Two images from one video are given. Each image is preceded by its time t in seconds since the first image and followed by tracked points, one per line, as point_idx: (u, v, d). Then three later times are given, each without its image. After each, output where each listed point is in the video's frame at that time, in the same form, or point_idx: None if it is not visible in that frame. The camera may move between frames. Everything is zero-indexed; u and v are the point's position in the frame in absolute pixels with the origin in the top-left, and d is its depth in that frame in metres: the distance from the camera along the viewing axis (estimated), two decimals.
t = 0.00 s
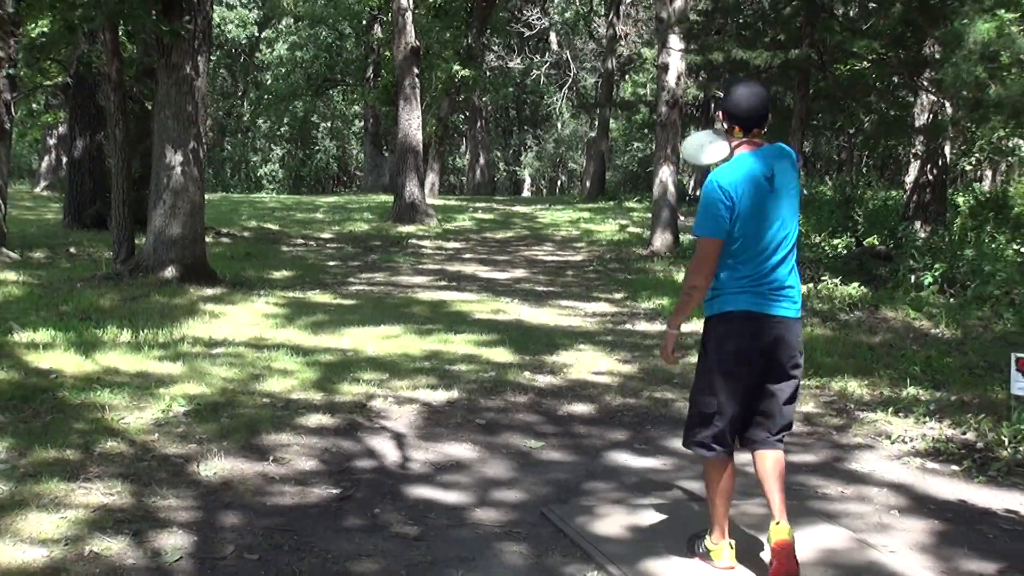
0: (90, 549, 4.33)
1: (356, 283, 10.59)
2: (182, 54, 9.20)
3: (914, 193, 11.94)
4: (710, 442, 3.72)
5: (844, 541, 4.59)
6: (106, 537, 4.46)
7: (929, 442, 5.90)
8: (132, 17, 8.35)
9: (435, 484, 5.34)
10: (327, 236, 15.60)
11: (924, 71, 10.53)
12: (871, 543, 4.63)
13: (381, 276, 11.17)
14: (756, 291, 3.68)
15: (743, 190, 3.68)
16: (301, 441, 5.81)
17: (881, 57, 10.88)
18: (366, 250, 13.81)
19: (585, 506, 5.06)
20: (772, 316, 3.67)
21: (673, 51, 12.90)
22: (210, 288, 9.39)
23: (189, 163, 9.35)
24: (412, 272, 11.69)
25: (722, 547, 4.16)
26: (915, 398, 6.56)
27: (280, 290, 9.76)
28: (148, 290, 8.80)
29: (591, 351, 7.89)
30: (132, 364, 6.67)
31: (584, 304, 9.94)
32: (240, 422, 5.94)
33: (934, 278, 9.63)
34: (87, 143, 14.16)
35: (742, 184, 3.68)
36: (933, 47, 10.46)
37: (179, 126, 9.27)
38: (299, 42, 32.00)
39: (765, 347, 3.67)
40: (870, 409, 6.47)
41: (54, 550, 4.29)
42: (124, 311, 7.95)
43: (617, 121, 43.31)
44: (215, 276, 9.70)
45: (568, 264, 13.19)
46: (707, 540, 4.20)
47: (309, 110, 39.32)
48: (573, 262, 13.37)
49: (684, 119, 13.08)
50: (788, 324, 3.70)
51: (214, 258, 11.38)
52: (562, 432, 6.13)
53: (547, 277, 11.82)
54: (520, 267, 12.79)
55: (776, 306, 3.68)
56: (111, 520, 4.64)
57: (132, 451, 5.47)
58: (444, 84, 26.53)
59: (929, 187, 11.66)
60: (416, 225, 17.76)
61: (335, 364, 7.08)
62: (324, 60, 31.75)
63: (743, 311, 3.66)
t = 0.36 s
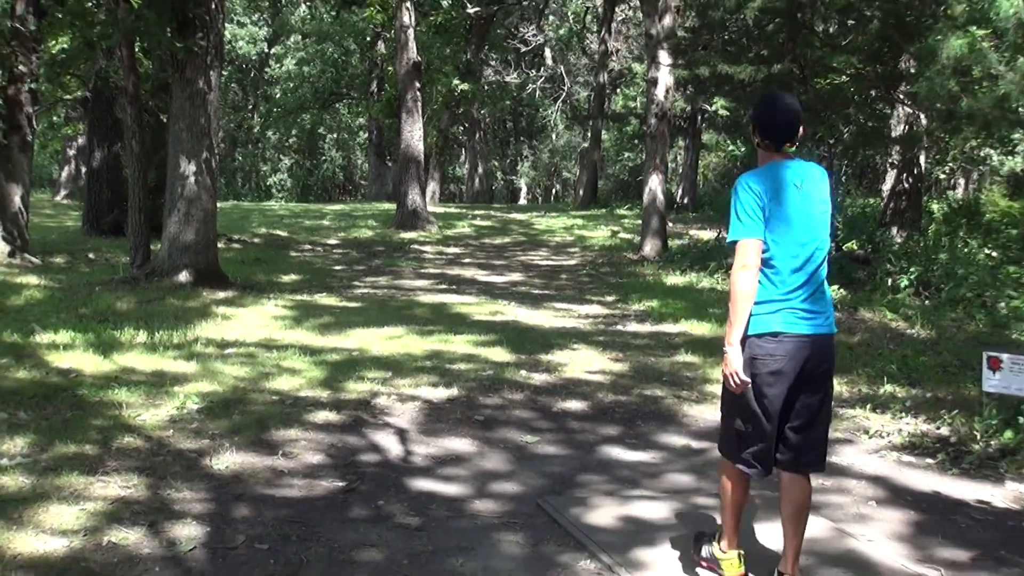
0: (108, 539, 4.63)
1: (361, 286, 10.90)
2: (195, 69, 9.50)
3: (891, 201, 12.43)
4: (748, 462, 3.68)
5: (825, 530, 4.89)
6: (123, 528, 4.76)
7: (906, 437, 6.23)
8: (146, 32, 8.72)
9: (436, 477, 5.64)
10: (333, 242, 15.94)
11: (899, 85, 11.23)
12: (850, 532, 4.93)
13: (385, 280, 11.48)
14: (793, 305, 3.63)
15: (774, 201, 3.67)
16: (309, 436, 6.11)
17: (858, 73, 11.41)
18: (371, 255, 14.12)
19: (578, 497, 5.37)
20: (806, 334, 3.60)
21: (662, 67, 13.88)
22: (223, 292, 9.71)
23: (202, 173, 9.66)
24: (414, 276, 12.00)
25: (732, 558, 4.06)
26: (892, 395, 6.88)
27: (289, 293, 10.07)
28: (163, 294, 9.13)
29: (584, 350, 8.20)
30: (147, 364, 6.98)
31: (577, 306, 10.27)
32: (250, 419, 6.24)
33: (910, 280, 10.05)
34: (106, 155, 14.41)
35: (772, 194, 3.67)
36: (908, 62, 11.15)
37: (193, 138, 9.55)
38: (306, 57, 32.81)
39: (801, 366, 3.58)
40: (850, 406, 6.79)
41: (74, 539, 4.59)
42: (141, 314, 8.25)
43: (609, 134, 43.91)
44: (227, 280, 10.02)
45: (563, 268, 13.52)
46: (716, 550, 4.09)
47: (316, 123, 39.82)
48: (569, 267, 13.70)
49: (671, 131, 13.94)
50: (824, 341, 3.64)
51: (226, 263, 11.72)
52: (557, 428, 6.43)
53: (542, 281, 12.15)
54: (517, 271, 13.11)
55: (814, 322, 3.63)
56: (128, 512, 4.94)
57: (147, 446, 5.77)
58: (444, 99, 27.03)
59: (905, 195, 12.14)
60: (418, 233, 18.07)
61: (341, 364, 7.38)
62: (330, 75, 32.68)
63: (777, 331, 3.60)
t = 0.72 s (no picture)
0: (122, 527, 4.89)
1: (363, 286, 11.23)
2: (204, 79, 9.84)
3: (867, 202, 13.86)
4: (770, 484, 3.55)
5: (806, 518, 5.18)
6: (137, 517, 5.03)
7: (883, 429, 6.56)
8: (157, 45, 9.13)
9: (435, 468, 5.94)
10: (337, 244, 16.34)
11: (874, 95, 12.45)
12: (831, 519, 5.22)
13: (386, 280, 11.79)
14: (791, 318, 3.63)
15: (773, 208, 3.70)
16: (314, 429, 6.41)
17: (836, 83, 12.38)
18: (373, 256, 14.49)
19: (571, 487, 5.67)
20: (809, 343, 3.60)
21: (650, 77, 14.12)
22: (232, 292, 10.06)
23: (212, 179, 9.94)
24: (414, 276, 12.34)
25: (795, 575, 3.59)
26: (870, 389, 7.23)
27: (294, 293, 10.39)
28: (174, 294, 9.43)
29: (577, 347, 8.53)
30: (159, 360, 7.28)
31: (569, 304, 10.61)
32: (258, 413, 6.54)
33: (888, 279, 10.49)
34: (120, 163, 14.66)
35: (771, 200, 3.71)
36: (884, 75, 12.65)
37: (202, 146, 9.86)
38: (311, 68, 33.25)
39: (814, 377, 3.58)
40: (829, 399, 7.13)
41: (89, 528, 4.85)
42: (153, 313, 8.56)
43: (599, 140, 44.65)
44: (235, 280, 10.37)
45: (556, 269, 13.89)
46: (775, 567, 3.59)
47: (323, 132, 40.29)
48: (562, 267, 14.07)
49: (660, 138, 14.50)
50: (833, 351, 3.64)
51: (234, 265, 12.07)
52: (550, 421, 6.74)
53: (536, 281, 12.50)
54: (512, 271, 13.47)
55: (817, 336, 3.62)
56: (142, 501, 5.22)
57: (160, 439, 6.07)
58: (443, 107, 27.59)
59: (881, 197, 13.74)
60: (417, 236, 18.60)
61: (345, 360, 7.68)
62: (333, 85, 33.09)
63: (781, 342, 3.61)
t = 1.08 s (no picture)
0: (138, 510, 5.21)
1: (367, 281, 11.62)
2: (215, 85, 10.35)
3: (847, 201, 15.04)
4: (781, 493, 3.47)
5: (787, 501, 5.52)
6: (152, 500, 5.35)
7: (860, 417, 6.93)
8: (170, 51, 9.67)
9: (435, 454, 6.29)
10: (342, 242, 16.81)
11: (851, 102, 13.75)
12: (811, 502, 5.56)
13: (388, 275, 12.17)
14: (818, 318, 3.45)
15: (790, 208, 3.52)
16: (320, 417, 6.76)
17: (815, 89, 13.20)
18: (376, 253, 14.95)
19: (564, 472, 6.01)
20: (833, 348, 3.43)
21: (639, 82, 14.77)
22: (242, 286, 10.56)
23: (222, 179, 10.51)
24: (415, 271, 12.74)
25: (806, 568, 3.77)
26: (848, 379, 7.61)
27: (302, 287, 10.77)
28: (187, 289, 9.81)
29: (570, 339, 8.89)
30: (173, 352, 7.63)
31: (562, 299, 11.00)
32: (267, 402, 6.88)
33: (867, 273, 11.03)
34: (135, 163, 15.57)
35: (788, 196, 3.53)
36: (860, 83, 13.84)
37: (213, 148, 10.40)
38: (316, 74, 34.74)
39: (834, 386, 3.44)
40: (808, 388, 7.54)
41: (106, 511, 5.16)
42: (167, 307, 8.92)
43: (590, 143, 45.50)
44: (245, 276, 10.87)
45: (551, 266, 14.33)
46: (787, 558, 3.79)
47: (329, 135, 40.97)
48: (554, 264, 14.51)
49: (649, 142, 15.22)
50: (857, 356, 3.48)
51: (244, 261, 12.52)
52: (544, 409, 7.09)
53: (531, 276, 12.92)
54: (509, 267, 13.87)
55: (839, 341, 3.44)
56: (158, 485, 5.55)
57: (173, 426, 6.40)
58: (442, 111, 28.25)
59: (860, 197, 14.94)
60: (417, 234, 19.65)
61: (349, 352, 8.04)
62: (338, 91, 34.62)
63: (805, 344, 3.44)
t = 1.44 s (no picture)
0: (153, 491, 5.53)
1: (372, 275, 12.10)
2: (228, 88, 10.96)
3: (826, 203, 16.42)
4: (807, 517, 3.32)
5: (768, 485, 5.86)
6: (167, 482, 5.67)
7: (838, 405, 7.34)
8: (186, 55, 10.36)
9: (435, 440, 6.64)
10: (348, 238, 17.38)
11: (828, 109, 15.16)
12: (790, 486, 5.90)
13: (392, 270, 12.64)
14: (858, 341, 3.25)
15: (832, 226, 3.31)
16: (326, 403, 7.13)
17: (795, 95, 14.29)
18: (380, 249, 15.50)
19: (558, 456, 6.35)
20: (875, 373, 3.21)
21: (631, 88, 15.84)
22: (252, 279, 11.19)
23: (234, 177, 11.08)
24: (417, 266, 13.21)
25: None
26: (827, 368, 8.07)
27: (309, 281, 11.25)
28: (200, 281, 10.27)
29: (563, 330, 9.30)
30: (188, 341, 8.05)
31: (556, 292, 11.41)
32: (276, 389, 7.25)
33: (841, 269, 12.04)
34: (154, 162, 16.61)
35: (827, 216, 3.33)
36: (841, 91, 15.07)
37: (226, 147, 11.00)
38: (325, 78, 35.76)
39: (871, 410, 3.19)
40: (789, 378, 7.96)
41: (123, 492, 5.47)
42: (181, 298, 9.39)
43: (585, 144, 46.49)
44: (255, 270, 11.50)
45: (546, 261, 14.82)
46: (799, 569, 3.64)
47: (335, 136, 41.80)
48: (548, 260, 15.00)
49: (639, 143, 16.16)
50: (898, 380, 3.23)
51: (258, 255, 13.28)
52: (539, 397, 7.47)
53: (528, 270, 13.38)
54: (506, 262, 14.34)
55: (877, 363, 3.22)
56: (173, 467, 5.89)
57: (187, 412, 6.76)
58: (444, 115, 28.95)
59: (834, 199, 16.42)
60: (419, 229, 20.99)
61: (354, 342, 8.44)
62: (345, 95, 35.35)
63: (843, 366, 3.23)
